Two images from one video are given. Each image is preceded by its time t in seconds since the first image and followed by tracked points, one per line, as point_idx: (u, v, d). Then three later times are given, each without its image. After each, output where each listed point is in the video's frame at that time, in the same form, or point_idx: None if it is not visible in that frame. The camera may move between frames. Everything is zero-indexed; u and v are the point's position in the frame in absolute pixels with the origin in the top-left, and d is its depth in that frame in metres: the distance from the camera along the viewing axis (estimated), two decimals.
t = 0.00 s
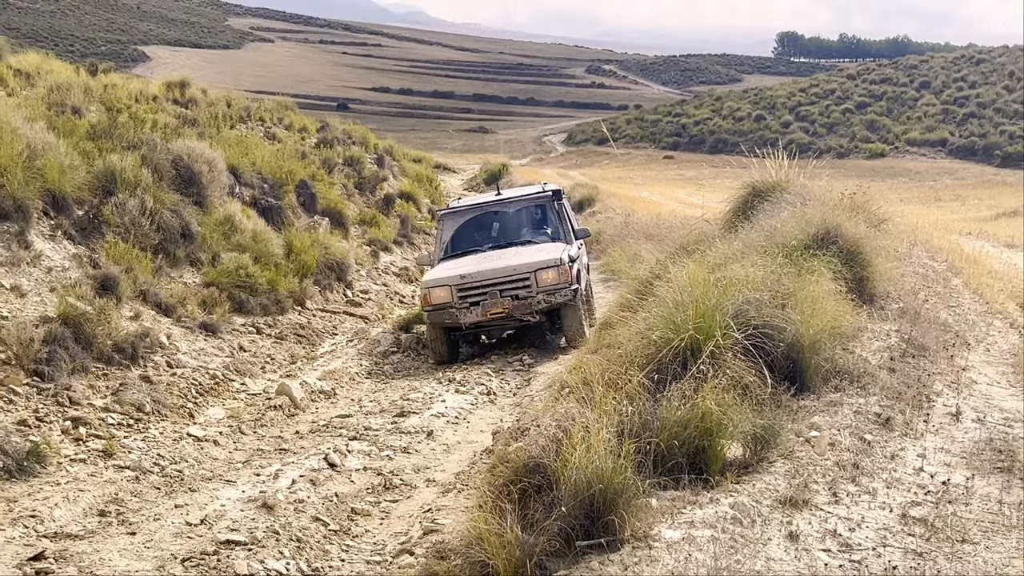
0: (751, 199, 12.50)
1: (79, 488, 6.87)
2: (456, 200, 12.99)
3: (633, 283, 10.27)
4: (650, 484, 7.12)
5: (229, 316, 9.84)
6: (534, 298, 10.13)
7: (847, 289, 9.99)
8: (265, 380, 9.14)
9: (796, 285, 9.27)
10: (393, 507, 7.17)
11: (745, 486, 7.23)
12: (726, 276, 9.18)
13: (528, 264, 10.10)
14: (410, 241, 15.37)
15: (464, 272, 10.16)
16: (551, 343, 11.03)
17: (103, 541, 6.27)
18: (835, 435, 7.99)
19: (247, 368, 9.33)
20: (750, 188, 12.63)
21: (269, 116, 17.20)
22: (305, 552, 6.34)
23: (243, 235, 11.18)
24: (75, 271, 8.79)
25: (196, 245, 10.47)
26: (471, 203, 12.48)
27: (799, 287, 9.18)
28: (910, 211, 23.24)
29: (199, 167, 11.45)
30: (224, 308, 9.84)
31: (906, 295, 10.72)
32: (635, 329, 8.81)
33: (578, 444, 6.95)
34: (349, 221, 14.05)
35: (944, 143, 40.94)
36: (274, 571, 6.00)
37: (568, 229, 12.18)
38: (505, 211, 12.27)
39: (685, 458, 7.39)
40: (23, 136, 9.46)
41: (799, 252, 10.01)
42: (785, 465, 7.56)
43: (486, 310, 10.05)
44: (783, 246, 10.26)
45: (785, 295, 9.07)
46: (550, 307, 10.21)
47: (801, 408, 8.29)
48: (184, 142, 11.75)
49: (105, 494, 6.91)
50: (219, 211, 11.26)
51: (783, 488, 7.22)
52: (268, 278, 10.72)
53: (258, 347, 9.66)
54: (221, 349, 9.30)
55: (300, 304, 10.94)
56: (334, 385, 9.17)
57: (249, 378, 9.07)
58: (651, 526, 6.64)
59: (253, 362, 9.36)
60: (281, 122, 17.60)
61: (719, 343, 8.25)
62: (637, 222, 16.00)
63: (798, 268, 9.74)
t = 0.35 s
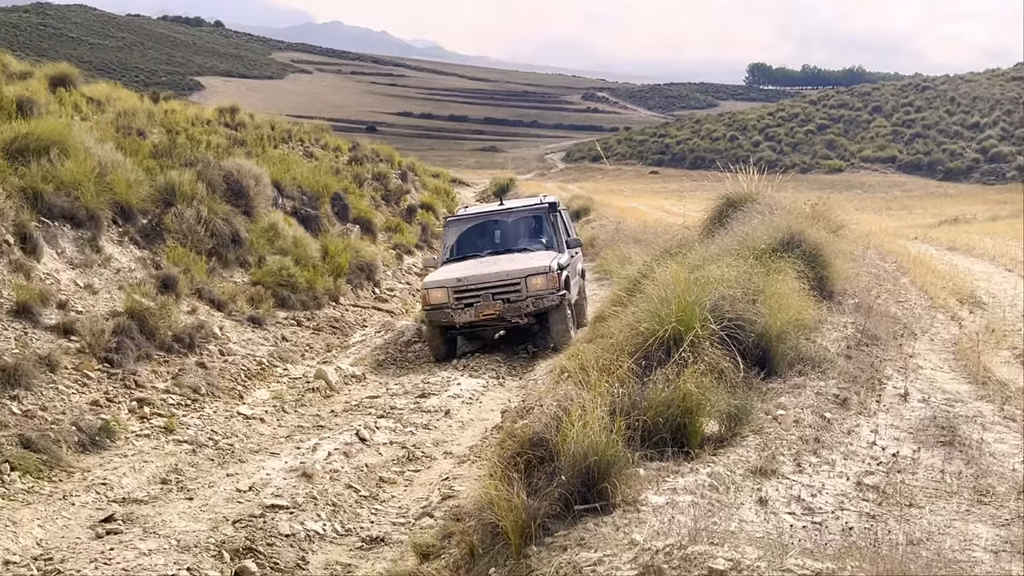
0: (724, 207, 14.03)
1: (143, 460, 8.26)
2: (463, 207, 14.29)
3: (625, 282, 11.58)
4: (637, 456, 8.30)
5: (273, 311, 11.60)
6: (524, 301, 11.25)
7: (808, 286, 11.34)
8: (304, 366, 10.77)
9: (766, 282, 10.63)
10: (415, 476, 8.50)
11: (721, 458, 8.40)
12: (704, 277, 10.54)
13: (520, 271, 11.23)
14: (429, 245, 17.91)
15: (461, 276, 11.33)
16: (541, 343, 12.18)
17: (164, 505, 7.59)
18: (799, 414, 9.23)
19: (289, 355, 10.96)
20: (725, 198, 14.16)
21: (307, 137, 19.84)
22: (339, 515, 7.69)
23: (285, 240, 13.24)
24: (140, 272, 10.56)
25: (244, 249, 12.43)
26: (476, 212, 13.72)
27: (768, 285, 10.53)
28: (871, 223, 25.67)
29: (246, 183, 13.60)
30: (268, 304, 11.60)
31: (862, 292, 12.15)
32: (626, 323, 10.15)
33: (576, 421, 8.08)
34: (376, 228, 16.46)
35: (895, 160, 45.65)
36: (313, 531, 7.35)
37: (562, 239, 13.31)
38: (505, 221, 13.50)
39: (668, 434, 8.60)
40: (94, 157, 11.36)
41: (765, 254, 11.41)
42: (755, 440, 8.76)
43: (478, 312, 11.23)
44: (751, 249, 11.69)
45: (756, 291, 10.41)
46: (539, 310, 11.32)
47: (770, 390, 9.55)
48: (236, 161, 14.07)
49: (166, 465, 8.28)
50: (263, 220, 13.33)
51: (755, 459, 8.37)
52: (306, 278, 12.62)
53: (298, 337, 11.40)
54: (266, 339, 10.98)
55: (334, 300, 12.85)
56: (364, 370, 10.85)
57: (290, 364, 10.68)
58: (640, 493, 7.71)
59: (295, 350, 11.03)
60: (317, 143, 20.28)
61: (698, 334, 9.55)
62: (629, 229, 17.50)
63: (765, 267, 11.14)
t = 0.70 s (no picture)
0: (718, 209, 14.96)
1: (178, 443, 8.98)
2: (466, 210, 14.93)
3: (626, 278, 12.28)
4: (639, 440, 8.90)
5: (298, 304, 12.62)
6: (516, 306, 11.78)
7: (798, 281, 12.01)
8: (328, 355, 11.74)
9: (759, 277, 11.37)
10: (431, 459, 9.22)
11: (717, 443, 9.01)
12: (701, 273, 11.25)
13: (513, 276, 11.76)
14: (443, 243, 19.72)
15: (455, 279, 11.87)
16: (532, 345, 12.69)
17: (197, 486, 8.24)
18: (789, 401, 9.91)
19: (313, 346, 11.93)
20: (719, 200, 15.08)
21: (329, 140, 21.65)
22: (360, 495, 8.41)
23: (309, 238, 14.35)
24: (176, 268, 11.49)
25: (271, 247, 13.42)
26: (475, 215, 14.36)
27: (761, 279, 11.26)
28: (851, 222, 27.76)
29: (273, 185, 14.74)
30: (294, 299, 12.58)
31: (848, 287, 13.01)
32: (627, 316, 10.85)
33: (580, 407, 8.73)
34: (396, 226, 18.30)
35: (881, 162, 50.66)
36: (336, 511, 8.07)
37: (558, 243, 13.87)
38: (503, 225, 14.11)
39: (667, 419, 9.27)
40: (132, 161, 12.36)
41: (758, 251, 12.19)
42: (749, 425, 9.40)
43: (470, 314, 11.76)
44: (743, 247, 12.46)
45: (748, 285, 11.13)
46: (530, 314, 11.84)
47: (762, 378, 10.24)
48: (265, 165, 15.36)
49: (199, 448, 8.97)
50: (289, 220, 14.40)
51: (748, 443, 9.01)
52: (330, 274, 13.71)
53: (322, 328, 12.43)
54: (292, 331, 11.95)
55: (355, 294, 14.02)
56: (384, 359, 11.87)
57: (315, 353, 11.65)
58: (641, 475, 8.31)
59: (319, 341, 12.02)
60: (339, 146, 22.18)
61: (695, 327, 10.23)
62: (631, 230, 18.38)
63: (757, 263, 11.90)
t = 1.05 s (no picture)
0: (712, 210, 16.10)
1: (217, 424, 9.86)
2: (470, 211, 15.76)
3: (627, 273, 13.30)
4: (638, 422, 9.71)
5: (327, 297, 13.91)
6: (507, 306, 12.36)
7: (785, 276, 13.09)
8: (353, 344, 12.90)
9: (749, 272, 12.39)
10: (448, 439, 10.15)
11: (710, 424, 9.83)
12: (695, 269, 12.26)
13: (505, 277, 12.36)
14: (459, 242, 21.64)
15: (449, 279, 12.48)
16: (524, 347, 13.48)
17: (234, 464, 9.02)
18: (778, 385, 10.80)
19: (340, 336, 13.12)
20: (713, 203, 16.25)
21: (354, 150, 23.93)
22: (384, 472, 9.23)
23: (336, 236, 15.94)
24: (216, 265, 12.75)
25: (302, 246, 14.88)
26: (475, 216, 15.10)
27: (750, 274, 12.29)
28: (831, 223, 29.46)
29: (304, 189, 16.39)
30: (322, 293, 13.87)
31: (831, 282, 14.08)
32: (628, 309, 11.83)
33: (586, 392, 9.57)
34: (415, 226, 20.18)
35: (858, 167, 54.38)
36: (362, 485, 8.82)
37: (553, 244, 14.54)
38: (500, 226, 14.81)
39: (665, 403, 10.10)
40: (175, 167, 13.82)
41: (748, 248, 13.27)
42: (740, 408, 10.25)
43: (463, 314, 12.35)
44: (734, 245, 13.51)
45: (739, 280, 12.14)
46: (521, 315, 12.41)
47: (753, 365, 11.15)
48: (296, 169, 17.08)
49: (237, 428, 9.87)
50: (318, 220, 15.99)
51: (740, 425, 9.83)
52: (355, 269, 15.13)
53: (348, 320, 13.65)
54: (321, 323, 13.15)
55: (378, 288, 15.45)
56: (405, 349, 13.06)
57: (342, 343, 12.84)
58: (641, 454, 9.09)
59: (346, 332, 13.22)
60: (363, 156, 24.50)
61: (691, 316, 11.19)
62: (632, 234, 19.50)
63: (747, 259, 12.96)
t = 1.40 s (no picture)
0: (705, 213, 17.35)
1: (255, 406, 10.90)
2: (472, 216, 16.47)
3: (627, 270, 14.45)
4: (638, 406, 10.69)
5: (354, 292, 15.35)
6: (499, 313, 12.82)
7: (772, 273, 14.27)
8: (377, 335, 14.18)
9: (739, 270, 13.57)
10: (464, 420, 11.24)
11: (703, 407, 10.81)
12: (690, 269, 13.42)
13: (498, 285, 12.81)
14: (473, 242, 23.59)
15: (444, 284, 12.96)
16: (517, 349, 14.12)
17: (270, 443, 9.98)
18: (765, 372, 11.87)
19: (365, 326, 14.44)
20: (705, 206, 17.51)
21: (377, 158, 25.74)
22: (405, 450, 10.22)
23: (362, 236, 17.60)
24: (253, 262, 14.12)
25: (331, 245, 16.45)
26: (476, 222, 15.64)
27: (740, 272, 13.48)
28: (819, 225, 30.88)
29: (333, 195, 18.07)
30: (350, 288, 15.32)
31: (815, 278, 15.29)
32: (628, 303, 12.98)
33: (590, 378, 10.59)
34: (434, 227, 22.09)
35: (840, 173, 56.56)
36: (385, 462, 9.81)
37: (549, 252, 15.06)
38: (499, 233, 15.34)
39: (662, 387, 11.13)
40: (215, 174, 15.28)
41: (737, 247, 14.48)
42: (730, 392, 11.29)
43: (455, 319, 12.86)
44: (725, 245, 14.70)
45: (729, 277, 13.32)
46: (513, 321, 12.88)
47: (742, 353, 12.23)
48: (324, 176, 18.80)
49: (273, 410, 10.91)
50: (346, 222, 17.64)
51: (730, 408, 10.81)
52: (379, 267, 16.68)
53: (372, 312, 15.00)
54: (348, 315, 14.46)
55: (400, 283, 17.01)
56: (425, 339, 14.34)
57: (367, 334, 14.13)
58: (641, 435, 10.03)
59: (371, 323, 14.58)
60: (386, 163, 26.35)
61: (685, 310, 12.31)
62: (633, 236, 20.73)
63: (737, 257, 14.18)
